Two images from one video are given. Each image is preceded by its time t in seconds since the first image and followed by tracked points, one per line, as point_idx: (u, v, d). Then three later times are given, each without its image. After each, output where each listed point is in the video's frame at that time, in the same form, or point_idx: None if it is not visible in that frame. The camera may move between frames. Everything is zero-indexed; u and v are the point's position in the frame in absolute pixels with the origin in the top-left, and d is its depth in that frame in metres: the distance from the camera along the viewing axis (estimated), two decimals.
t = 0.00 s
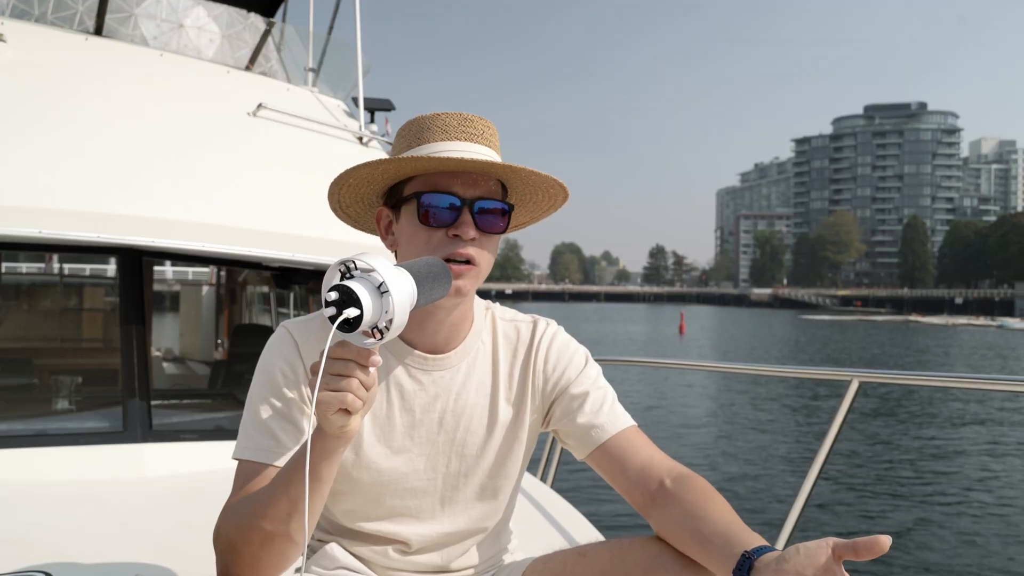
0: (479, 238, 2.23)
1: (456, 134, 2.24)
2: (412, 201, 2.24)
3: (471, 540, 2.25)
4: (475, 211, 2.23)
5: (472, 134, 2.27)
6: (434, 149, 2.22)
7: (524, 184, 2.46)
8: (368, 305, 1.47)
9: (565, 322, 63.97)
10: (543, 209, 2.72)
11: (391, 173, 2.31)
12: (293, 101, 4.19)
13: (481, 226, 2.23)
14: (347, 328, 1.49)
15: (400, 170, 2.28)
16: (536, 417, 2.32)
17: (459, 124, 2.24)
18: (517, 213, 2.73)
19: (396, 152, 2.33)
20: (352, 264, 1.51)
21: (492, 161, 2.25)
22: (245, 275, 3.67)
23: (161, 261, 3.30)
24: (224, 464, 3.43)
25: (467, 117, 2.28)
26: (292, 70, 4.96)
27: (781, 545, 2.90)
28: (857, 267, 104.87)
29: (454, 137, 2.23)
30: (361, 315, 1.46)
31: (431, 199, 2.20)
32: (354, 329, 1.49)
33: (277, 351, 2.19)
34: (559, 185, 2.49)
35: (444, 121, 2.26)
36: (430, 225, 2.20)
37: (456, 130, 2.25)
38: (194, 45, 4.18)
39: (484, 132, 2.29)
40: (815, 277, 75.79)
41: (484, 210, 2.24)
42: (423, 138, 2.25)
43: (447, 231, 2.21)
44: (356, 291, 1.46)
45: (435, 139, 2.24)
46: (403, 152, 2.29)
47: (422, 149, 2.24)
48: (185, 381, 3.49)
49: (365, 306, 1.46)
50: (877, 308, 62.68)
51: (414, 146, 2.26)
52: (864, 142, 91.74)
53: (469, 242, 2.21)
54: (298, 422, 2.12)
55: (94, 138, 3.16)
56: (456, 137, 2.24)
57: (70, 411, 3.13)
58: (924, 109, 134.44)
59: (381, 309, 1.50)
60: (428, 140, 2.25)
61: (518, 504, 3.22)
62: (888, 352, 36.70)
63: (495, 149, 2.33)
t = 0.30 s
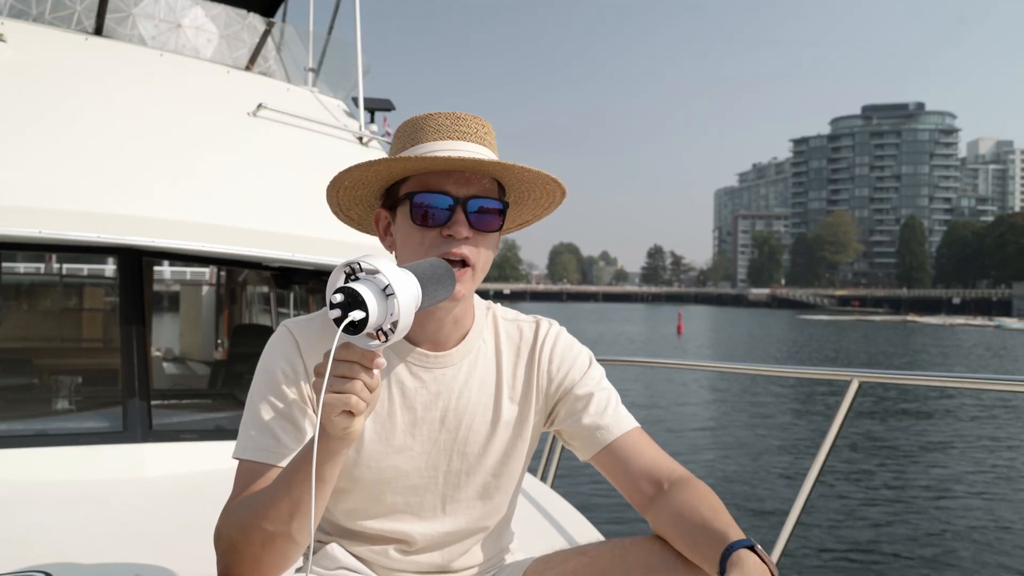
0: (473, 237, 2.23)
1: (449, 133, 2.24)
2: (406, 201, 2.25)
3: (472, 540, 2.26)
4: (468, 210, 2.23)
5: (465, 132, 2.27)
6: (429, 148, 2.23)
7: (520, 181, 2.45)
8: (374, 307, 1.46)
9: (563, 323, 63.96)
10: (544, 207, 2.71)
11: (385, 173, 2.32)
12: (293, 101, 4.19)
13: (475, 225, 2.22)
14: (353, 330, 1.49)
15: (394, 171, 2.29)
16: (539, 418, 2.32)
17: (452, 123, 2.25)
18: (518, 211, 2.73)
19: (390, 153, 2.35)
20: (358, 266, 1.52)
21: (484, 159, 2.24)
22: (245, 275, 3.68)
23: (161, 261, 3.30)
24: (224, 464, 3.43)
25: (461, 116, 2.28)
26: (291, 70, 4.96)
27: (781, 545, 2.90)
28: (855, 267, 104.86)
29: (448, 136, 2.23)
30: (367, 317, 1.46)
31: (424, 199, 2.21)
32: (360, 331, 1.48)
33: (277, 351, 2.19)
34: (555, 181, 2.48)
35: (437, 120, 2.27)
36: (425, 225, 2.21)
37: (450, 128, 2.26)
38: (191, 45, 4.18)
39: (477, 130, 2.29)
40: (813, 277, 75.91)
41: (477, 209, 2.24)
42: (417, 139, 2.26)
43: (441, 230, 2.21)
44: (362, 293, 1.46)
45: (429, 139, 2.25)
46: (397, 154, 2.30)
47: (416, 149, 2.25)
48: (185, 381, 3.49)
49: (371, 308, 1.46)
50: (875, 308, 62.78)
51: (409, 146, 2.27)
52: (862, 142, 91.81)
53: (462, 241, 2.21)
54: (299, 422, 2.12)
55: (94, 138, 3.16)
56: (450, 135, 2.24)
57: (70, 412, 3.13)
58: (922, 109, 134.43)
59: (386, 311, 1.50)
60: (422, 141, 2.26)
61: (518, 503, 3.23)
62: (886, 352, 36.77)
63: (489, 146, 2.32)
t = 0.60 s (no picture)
0: (462, 238, 2.22)
1: (444, 134, 2.24)
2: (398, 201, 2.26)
3: (472, 540, 2.26)
4: (458, 211, 2.23)
5: (460, 133, 2.26)
6: (424, 150, 2.24)
7: (516, 184, 2.43)
8: (367, 306, 1.47)
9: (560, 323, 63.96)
10: (549, 209, 2.69)
11: (380, 173, 2.34)
12: (293, 102, 4.19)
13: (463, 227, 2.22)
14: (346, 330, 1.49)
15: (388, 170, 2.31)
16: (537, 418, 2.33)
17: (447, 124, 2.25)
18: (524, 213, 2.72)
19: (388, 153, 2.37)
20: (351, 265, 1.52)
21: (476, 161, 2.23)
22: (245, 275, 3.68)
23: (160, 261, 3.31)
24: (224, 464, 3.42)
25: (457, 117, 2.28)
26: (291, 70, 4.96)
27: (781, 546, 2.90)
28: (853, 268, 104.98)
29: (444, 137, 2.24)
30: (360, 316, 1.46)
31: (414, 200, 2.22)
32: (353, 331, 1.49)
33: (277, 351, 2.20)
34: (551, 185, 2.45)
35: (434, 121, 2.27)
36: (415, 225, 2.21)
37: (446, 129, 2.26)
38: (189, 45, 4.18)
39: (474, 131, 2.28)
40: (810, 277, 76.00)
41: (467, 211, 2.23)
42: (414, 140, 2.27)
43: (430, 231, 2.21)
44: (355, 293, 1.46)
45: (425, 140, 2.25)
46: (394, 154, 2.32)
47: (411, 149, 2.26)
48: (185, 381, 3.50)
49: (365, 308, 1.47)
50: (872, 308, 62.85)
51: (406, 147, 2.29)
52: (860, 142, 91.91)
53: (450, 242, 2.21)
54: (298, 422, 2.12)
55: (94, 138, 3.16)
56: (445, 137, 2.24)
57: (70, 412, 3.13)
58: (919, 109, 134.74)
59: (380, 311, 1.50)
60: (419, 141, 2.27)
61: (518, 503, 3.23)
62: (883, 352, 36.84)
63: (487, 148, 2.31)
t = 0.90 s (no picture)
0: (463, 237, 2.22)
1: (441, 133, 2.25)
2: (397, 202, 2.26)
3: (471, 540, 2.26)
4: (459, 210, 2.23)
5: (457, 132, 2.27)
6: (420, 149, 2.24)
7: (513, 181, 2.44)
8: (364, 304, 1.47)
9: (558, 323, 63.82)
10: (543, 206, 2.70)
11: (377, 174, 2.33)
12: (293, 101, 4.18)
13: (464, 226, 2.22)
14: (343, 328, 1.49)
15: (385, 171, 2.30)
16: (537, 417, 2.33)
17: (443, 123, 2.25)
18: (518, 210, 2.73)
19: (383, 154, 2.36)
20: (348, 264, 1.52)
21: (475, 159, 2.24)
22: (245, 275, 3.68)
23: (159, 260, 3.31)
24: (224, 464, 3.42)
25: (453, 116, 2.29)
26: (291, 70, 4.95)
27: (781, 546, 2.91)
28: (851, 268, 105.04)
29: (440, 136, 2.24)
30: (357, 315, 1.47)
31: (413, 200, 2.22)
32: (350, 329, 1.49)
33: (276, 351, 2.20)
34: (548, 181, 2.47)
35: (429, 120, 2.28)
36: (416, 225, 2.21)
37: (441, 128, 2.27)
38: (187, 44, 4.17)
39: (470, 129, 2.29)
40: (808, 277, 76.12)
41: (467, 210, 2.23)
42: (410, 140, 2.28)
43: (431, 231, 2.21)
44: (352, 291, 1.46)
45: (421, 139, 2.26)
46: (391, 154, 2.32)
47: (408, 149, 2.26)
48: (185, 381, 3.50)
49: (362, 306, 1.47)
50: (870, 308, 62.96)
51: (402, 147, 2.29)
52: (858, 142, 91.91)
53: (452, 241, 2.21)
54: (297, 422, 2.12)
55: (94, 138, 3.16)
56: (441, 135, 2.25)
57: (70, 412, 3.13)
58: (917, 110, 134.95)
59: (378, 309, 1.50)
60: (414, 141, 2.27)
61: (518, 503, 3.23)
62: (881, 352, 36.89)
63: (483, 146, 2.33)
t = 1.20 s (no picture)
0: (466, 236, 2.23)
1: (442, 133, 2.25)
2: (400, 201, 2.26)
3: (472, 540, 2.26)
4: (462, 209, 2.23)
5: (458, 132, 2.27)
6: (420, 150, 2.24)
7: (513, 180, 2.45)
8: (366, 304, 1.47)
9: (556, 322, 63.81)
10: (542, 205, 2.71)
11: (379, 173, 2.33)
12: (293, 101, 4.18)
13: (467, 225, 2.23)
14: (345, 328, 1.50)
15: (388, 170, 2.30)
16: (537, 417, 2.33)
17: (445, 123, 2.26)
18: (517, 209, 2.73)
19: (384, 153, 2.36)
20: (350, 263, 1.53)
21: (477, 158, 2.24)
22: (245, 275, 3.68)
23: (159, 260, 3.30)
24: (224, 464, 3.42)
25: (454, 115, 2.29)
26: (291, 70, 4.95)
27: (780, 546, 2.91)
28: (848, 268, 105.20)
29: (439, 136, 2.25)
30: (359, 314, 1.47)
31: (417, 199, 2.22)
32: (352, 329, 1.49)
33: (276, 351, 2.20)
34: (550, 180, 2.48)
35: (431, 120, 2.28)
36: (418, 224, 2.21)
37: (441, 128, 2.27)
38: (184, 44, 4.17)
39: (471, 129, 2.29)
40: (805, 277, 76.23)
41: (470, 208, 2.24)
42: (411, 139, 2.28)
43: (434, 230, 2.21)
44: (354, 291, 1.47)
45: (422, 139, 2.26)
46: (393, 153, 2.32)
47: (409, 149, 2.26)
48: (185, 381, 3.50)
49: (364, 306, 1.47)
50: (867, 308, 63.05)
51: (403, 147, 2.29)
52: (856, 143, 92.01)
53: (455, 240, 2.21)
54: (297, 421, 2.12)
55: (94, 138, 3.15)
56: (440, 135, 2.25)
57: (70, 412, 3.13)
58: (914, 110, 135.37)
59: (379, 309, 1.50)
60: (415, 141, 2.28)
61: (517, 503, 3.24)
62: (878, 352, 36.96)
63: (484, 146, 2.33)
